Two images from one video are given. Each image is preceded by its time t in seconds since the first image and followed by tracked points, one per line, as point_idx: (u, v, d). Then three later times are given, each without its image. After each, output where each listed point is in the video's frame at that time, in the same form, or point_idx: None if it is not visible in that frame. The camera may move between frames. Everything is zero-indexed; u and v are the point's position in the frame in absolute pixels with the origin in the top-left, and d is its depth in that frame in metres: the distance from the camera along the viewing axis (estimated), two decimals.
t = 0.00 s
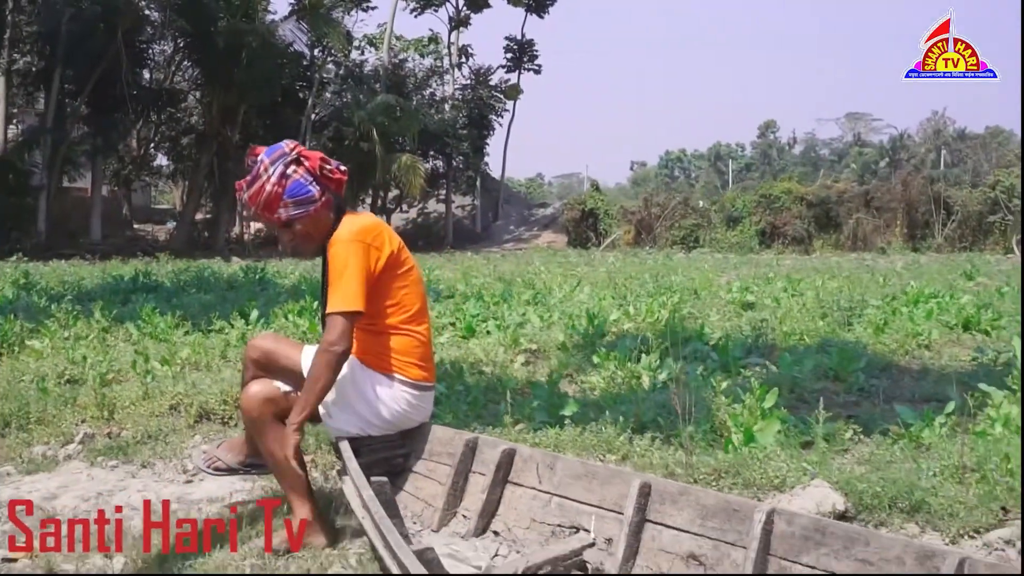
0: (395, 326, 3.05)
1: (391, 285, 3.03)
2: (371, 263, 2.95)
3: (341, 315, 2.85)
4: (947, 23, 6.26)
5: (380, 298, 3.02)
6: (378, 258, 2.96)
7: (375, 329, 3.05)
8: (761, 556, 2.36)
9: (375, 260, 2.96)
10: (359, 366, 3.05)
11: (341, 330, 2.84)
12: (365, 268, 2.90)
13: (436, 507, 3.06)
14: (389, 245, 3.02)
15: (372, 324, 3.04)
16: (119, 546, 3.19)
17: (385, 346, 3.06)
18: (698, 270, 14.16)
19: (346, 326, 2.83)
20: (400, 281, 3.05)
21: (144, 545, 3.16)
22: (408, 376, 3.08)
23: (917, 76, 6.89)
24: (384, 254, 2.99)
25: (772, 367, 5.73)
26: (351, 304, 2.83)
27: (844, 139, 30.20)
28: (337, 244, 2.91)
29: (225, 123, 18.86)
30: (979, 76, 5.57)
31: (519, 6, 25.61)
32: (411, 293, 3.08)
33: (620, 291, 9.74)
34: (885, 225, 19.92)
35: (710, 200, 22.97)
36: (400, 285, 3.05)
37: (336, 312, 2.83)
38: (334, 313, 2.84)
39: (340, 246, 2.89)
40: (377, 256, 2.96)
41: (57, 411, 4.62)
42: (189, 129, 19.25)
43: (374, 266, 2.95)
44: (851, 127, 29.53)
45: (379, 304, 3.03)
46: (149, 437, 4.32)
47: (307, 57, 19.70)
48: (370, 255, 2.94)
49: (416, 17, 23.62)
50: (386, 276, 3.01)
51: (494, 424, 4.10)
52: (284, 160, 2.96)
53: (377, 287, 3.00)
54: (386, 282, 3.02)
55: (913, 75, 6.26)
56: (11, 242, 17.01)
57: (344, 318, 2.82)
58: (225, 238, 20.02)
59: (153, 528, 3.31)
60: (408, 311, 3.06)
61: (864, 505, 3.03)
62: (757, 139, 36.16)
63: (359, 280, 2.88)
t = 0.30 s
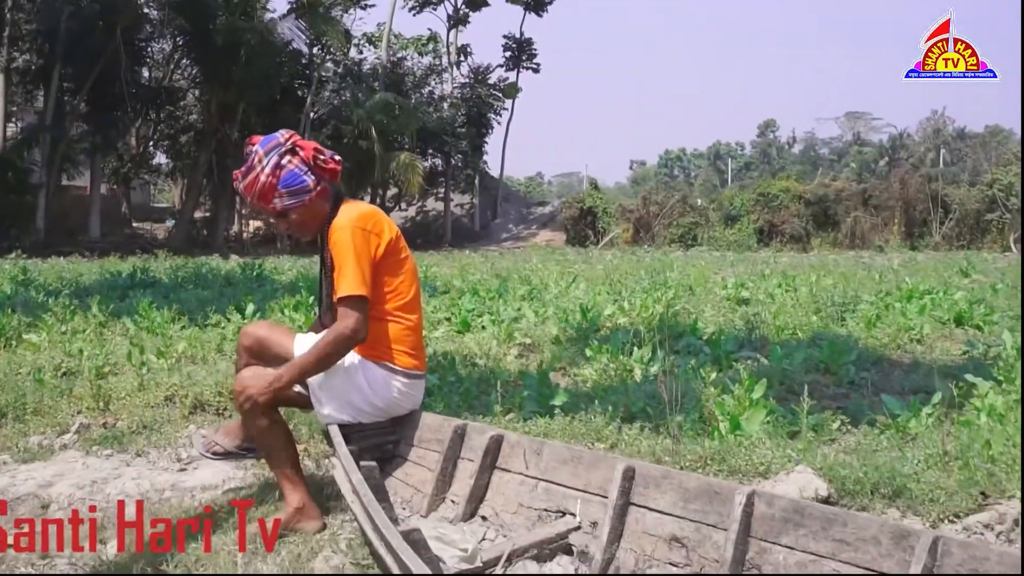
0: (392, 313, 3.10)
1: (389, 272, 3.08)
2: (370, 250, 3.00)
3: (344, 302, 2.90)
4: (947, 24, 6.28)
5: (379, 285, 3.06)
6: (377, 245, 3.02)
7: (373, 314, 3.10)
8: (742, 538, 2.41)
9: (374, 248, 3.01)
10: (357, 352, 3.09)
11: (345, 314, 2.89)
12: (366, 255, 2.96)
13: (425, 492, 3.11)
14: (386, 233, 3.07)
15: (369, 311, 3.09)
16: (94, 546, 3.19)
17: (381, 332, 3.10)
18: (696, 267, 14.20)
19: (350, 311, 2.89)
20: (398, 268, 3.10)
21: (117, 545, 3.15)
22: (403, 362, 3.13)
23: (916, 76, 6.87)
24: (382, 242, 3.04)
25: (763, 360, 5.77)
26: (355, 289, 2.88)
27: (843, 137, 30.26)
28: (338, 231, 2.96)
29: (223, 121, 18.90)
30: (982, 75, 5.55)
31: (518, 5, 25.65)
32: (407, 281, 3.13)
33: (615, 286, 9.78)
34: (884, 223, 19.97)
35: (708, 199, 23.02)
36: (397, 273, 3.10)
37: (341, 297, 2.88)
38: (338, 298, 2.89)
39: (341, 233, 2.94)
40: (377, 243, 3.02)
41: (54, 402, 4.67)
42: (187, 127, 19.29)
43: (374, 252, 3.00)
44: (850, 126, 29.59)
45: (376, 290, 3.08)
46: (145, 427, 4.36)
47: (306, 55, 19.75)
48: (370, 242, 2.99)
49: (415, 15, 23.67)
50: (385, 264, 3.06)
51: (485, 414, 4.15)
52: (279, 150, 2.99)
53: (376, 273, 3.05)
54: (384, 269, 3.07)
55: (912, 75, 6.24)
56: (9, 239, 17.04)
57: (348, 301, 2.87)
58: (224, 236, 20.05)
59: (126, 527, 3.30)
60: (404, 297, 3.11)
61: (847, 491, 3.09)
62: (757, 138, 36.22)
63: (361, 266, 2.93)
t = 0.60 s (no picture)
0: (393, 298, 3.14)
1: (391, 258, 3.11)
2: (372, 236, 3.03)
3: (344, 286, 2.94)
4: (946, 24, 6.28)
5: (380, 270, 3.10)
6: (379, 230, 3.05)
7: (374, 299, 3.14)
8: (740, 516, 2.45)
9: (376, 233, 3.05)
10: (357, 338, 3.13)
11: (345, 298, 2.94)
12: (368, 240, 2.99)
13: (427, 476, 3.15)
14: (388, 219, 3.10)
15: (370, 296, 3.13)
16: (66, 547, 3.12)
17: (382, 316, 3.13)
18: (695, 264, 14.23)
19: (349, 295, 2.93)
20: (399, 254, 3.13)
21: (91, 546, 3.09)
22: (404, 347, 3.16)
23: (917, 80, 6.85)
24: (384, 227, 3.07)
25: (762, 352, 5.79)
26: (356, 273, 2.93)
27: (842, 137, 30.30)
28: (340, 216, 3.00)
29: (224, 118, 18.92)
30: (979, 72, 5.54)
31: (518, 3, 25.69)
32: (409, 267, 3.16)
33: (615, 282, 9.80)
34: (883, 221, 20.01)
35: (708, 197, 23.05)
36: (398, 259, 3.13)
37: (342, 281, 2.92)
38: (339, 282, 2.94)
39: (342, 218, 2.97)
40: (378, 229, 3.05)
41: (58, 391, 4.70)
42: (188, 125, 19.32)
43: (375, 238, 3.03)
44: (850, 125, 29.65)
45: (378, 275, 3.11)
46: (148, 415, 4.39)
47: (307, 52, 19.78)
48: (372, 228, 3.03)
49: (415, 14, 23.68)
50: (386, 250, 3.10)
51: (486, 403, 4.18)
52: (282, 138, 3.02)
53: (378, 259, 3.09)
54: (386, 255, 3.10)
55: (910, 75, 6.25)
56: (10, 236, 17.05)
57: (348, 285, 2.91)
58: (224, 233, 20.07)
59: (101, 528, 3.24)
60: (405, 283, 3.15)
61: (843, 475, 3.12)
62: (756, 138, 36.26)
63: (362, 250, 2.97)
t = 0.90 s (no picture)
0: (400, 283, 3.16)
1: (397, 244, 3.13)
2: (380, 219, 3.06)
3: (346, 268, 2.97)
4: (949, 20, 5.39)
5: (386, 254, 3.12)
6: (387, 215, 3.08)
7: (380, 283, 3.16)
8: (748, 494, 2.48)
9: (384, 217, 3.07)
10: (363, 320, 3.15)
11: (345, 281, 2.96)
12: (374, 222, 3.02)
13: (436, 456, 3.18)
14: (399, 204, 3.13)
15: (377, 281, 3.15)
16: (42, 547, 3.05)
17: (388, 301, 3.16)
18: (697, 259, 14.26)
19: (349, 278, 2.95)
20: (408, 240, 3.16)
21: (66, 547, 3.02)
22: (410, 332, 3.18)
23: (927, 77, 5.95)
24: (393, 212, 3.10)
25: (765, 343, 5.83)
26: (356, 256, 2.95)
27: (843, 136, 30.37)
28: (347, 199, 3.03)
29: (225, 115, 18.94)
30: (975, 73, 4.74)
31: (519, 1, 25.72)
32: (417, 254, 3.18)
33: (617, 276, 9.83)
34: (884, 219, 20.03)
35: (708, 195, 23.08)
36: (405, 246, 3.16)
37: (342, 263, 2.95)
38: (339, 264, 2.96)
39: (351, 200, 3.01)
40: (386, 213, 3.07)
41: (66, 378, 4.73)
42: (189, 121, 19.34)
43: (383, 221, 3.06)
44: (851, 124, 29.71)
45: (386, 259, 3.14)
46: (156, 402, 4.42)
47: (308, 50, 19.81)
48: (380, 211, 3.06)
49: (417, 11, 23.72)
50: (394, 235, 3.12)
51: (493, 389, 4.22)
52: (308, 111, 3.06)
53: (386, 243, 3.12)
54: (394, 239, 3.13)
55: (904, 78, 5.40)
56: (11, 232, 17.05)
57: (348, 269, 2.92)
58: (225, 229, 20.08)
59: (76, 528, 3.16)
60: (413, 270, 3.17)
61: (849, 457, 3.17)
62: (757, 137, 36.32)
63: (368, 232, 2.99)
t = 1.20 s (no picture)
0: (411, 270, 3.20)
1: (407, 230, 3.17)
2: (390, 207, 3.08)
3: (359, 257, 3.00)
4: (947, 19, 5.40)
5: (397, 242, 3.16)
6: (396, 203, 3.10)
7: (391, 271, 3.20)
8: (761, 477, 2.51)
9: (393, 206, 3.10)
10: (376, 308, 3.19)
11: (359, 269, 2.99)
12: (386, 211, 3.05)
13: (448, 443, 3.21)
14: (408, 193, 3.16)
15: (389, 268, 3.19)
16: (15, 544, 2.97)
17: (399, 287, 3.20)
18: (698, 256, 14.29)
19: (366, 265, 2.98)
20: (417, 228, 3.19)
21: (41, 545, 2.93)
22: (422, 318, 3.22)
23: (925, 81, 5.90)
24: (403, 200, 3.13)
25: (769, 335, 5.86)
26: (369, 245, 2.97)
27: (843, 135, 30.45)
28: (356, 188, 3.04)
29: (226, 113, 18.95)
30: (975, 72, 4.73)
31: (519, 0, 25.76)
32: (428, 241, 3.22)
33: (620, 272, 9.87)
34: (884, 218, 20.05)
35: (708, 194, 23.12)
36: (415, 234, 3.19)
37: (356, 250, 2.97)
38: (352, 253, 2.99)
39: (361, 189, 3.03)
40: (396, 202, 3.10)
41: (76, 368, 4.76)
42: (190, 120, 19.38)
43: (393, 209, 3.09)
44: (850, 123, 29.79)
45: (397, 247, 3.17)
46: (166, 392, 4.45)
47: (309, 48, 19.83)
48: (390, 200, 3.08)
49: (417, 10, 23.76)
50: (404, 223, 3.15)
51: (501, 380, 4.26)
52: (318, 103, 3.08)
53: (396, 231, 3.15)
54: (403, 227, 3.16)
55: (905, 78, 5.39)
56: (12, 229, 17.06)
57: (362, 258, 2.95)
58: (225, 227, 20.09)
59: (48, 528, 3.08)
60: (423, 257, 3.21)
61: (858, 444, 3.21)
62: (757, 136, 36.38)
63: (379, 222, 3.02)
